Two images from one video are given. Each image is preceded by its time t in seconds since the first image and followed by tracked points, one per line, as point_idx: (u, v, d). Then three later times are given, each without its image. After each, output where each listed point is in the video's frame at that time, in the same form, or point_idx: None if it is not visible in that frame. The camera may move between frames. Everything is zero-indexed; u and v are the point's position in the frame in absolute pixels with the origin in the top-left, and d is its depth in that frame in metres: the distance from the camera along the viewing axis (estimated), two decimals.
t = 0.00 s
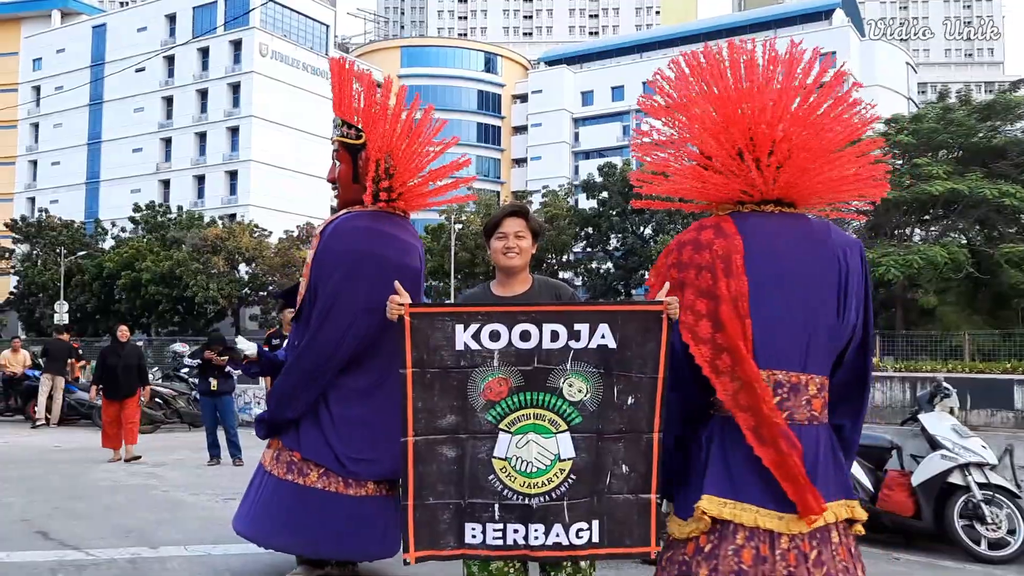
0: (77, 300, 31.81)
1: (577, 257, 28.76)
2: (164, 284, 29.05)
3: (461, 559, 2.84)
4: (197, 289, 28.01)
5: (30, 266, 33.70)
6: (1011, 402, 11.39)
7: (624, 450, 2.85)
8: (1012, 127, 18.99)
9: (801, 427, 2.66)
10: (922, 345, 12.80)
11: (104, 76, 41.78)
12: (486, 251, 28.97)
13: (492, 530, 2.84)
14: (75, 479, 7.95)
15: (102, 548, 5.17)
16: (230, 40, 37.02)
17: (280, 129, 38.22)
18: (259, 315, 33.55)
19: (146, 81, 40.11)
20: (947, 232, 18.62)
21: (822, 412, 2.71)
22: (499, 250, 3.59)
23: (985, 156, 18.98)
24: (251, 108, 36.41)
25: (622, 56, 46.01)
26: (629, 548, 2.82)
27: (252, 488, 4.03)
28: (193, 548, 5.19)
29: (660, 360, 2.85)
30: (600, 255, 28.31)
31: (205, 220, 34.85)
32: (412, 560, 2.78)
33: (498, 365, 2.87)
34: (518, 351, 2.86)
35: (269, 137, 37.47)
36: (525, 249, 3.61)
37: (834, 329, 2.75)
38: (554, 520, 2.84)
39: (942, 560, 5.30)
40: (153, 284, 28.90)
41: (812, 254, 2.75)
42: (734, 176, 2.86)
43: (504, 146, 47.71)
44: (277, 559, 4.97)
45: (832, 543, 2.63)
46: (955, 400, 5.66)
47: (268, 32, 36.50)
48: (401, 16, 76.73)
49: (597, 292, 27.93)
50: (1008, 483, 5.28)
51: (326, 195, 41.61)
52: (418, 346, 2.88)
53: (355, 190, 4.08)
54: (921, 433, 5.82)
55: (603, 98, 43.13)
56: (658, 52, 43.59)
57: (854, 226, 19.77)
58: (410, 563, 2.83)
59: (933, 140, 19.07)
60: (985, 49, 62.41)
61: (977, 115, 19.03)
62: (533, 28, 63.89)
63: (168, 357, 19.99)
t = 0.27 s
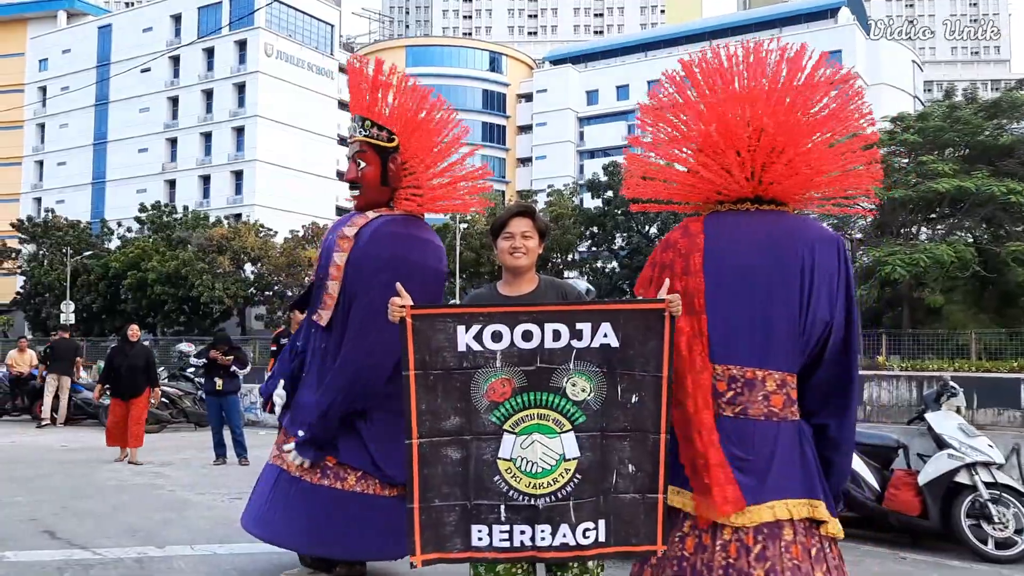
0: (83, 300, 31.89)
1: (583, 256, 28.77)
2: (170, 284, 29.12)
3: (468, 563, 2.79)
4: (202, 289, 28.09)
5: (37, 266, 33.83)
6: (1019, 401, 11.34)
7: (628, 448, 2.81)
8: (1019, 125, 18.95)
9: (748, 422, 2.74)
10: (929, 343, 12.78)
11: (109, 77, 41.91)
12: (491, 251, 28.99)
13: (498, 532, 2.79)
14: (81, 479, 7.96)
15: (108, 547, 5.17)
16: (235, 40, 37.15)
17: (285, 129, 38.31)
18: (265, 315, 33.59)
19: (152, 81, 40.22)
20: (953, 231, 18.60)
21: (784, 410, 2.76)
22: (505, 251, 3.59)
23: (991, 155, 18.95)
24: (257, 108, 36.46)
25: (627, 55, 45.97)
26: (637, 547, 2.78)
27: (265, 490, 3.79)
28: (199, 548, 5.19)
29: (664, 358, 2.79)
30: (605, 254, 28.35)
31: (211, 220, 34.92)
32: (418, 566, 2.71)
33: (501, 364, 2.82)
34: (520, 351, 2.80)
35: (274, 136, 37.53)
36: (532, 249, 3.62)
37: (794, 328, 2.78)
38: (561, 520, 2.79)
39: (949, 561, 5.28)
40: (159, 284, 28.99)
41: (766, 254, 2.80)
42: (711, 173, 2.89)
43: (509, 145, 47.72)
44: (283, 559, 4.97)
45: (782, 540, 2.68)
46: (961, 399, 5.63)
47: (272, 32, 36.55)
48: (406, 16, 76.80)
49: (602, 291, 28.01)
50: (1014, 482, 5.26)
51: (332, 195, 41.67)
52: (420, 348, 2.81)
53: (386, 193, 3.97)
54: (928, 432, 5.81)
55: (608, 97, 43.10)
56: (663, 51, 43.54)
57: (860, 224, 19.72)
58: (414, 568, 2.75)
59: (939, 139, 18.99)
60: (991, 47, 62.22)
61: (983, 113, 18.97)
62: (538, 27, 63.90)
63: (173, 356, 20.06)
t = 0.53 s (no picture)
0: (88, 300, 31.94)
1: (587, 255, 28.76)
2: (175, 284, 29.16)
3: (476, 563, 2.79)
4: (207, 289, 28.13)
5: (42, 266, 33.90)
6: None
7: (633, 446, 2.82)
8: None
9: (705, 415, 2.92)
10: (935, 342, 12.76)
11: (114, 77, 41.97)
12: (495, 250, 28.99)
13: (505, 532, 2.78)
14: (87, 478, 7.98)
15: (115, 547, 5.18)
16: (240, 39, 37.16)
17: (289, 129, 38.34)
18: (269, 315, 33.64)
19: (156, 82, 40.27)
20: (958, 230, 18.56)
21: (746, 402, 2.88)
22: (511, 250, 3.59)
23: (997, 153, 18.89)
24: (261, 108, 36.49)
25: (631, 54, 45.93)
26: (644, 542, 2.78)
27: (270, 497, 3.71)
28: (205, 547, 5.19)
29: (667, 354, 2.82)
30: (610, 253, 28.42)
31: (216, 220, 34.95)
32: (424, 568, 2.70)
33: (504, 365, 2.82)
34: (523, 351, 2.81)
35: (278, 136, 37.52)
36: (537, 247, 3.61)
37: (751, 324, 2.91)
38: (568, 520, 2.78)
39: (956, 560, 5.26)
40: (163, 284, 29.02)
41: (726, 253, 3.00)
42: (678, 182, 3.17)
43: (513, 144, 47.71)
44: (289, 559, 4.97)
45: (731, 531, 2.79)
46: (967, 398, 5.68)
47: (277, 32, 36.58)
48: (410, 15, 76.84)
49: (606, 291, 28.04)
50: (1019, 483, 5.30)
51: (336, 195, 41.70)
52: (424, 349, 2.82)
53: (410, 197, 4.03)
54: (933, 432, 5.80)
55: (612, 96, 43.08)
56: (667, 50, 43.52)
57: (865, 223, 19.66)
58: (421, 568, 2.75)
59: (944, 137, 18.93)
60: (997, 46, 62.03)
61: (988, 112, 18.93)
62: (542, 27, 63.89)
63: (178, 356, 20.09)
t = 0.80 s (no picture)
0: (93, 300, 32.00)
1: (591, 254, 28.76)
2: (179, 284, 29.21)
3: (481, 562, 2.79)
4: (212, 289, 28.20)
5: (47, 266, 33.98)
6: None
7: (636, 443, 2.84)
8: None
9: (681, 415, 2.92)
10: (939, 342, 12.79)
11: (118, 78, 42.04)
12: (499, 250, 28.99)
13: (509, 531, 2.79)
14: (93, 477, 8.00)
15: (120, 546, 5.19)
16: (243, 39, 37.10)
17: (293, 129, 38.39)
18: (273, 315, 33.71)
19: (160, 82, 40.31)
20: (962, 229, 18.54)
21: (700, 395, 2.88)
22: (515, 250, 3.60)
23: (1001, 152, 18.87)
24: (265, 108, 36.51)
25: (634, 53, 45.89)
26: (649, 540, 2.79)
27: (266, 499, 3.59)
28: (210, 547, 5.21)
29: (668, 354, 2.83)
30: (613, 253, 28.50)
31: (220, 220, 35.00)
32: (431, 568, 2.70)
33: (507, 364, 2.83)
34: (526, 350, 2.82)
35: (282, 136, 37.55)
36: (541, 246, 3.61)
37: (714, 317, 2.86)
38: (572, 517, 2.80)
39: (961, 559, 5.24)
40: (168, 284, 29.07)
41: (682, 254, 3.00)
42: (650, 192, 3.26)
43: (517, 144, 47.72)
44: (294, 557, 4.99)
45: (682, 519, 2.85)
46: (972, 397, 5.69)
47: (280, 32, 36.57)
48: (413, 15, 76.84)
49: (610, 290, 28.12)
50: None
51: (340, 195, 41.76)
52: (426, 351, 2.84)
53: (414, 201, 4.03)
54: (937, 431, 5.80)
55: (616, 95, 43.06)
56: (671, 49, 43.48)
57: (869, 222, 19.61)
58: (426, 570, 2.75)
59: (948, 136, 18.91)
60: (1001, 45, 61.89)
61: (992, 111, 18.91)
62: (545, 26, 63.87)
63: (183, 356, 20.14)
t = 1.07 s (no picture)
0: (97, 299, 32.06)
1: (594, 253, 28.75)
2: (182, 283, 29.23)
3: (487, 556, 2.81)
4: (215, 288, 28.24)
5: (51, 265, 34.01)
6: None
7: (640, 439, 2.82)
8: None
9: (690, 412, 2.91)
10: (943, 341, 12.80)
11: (122, 77, 42.05)
12: (502, 248, 28.96)
13: (514, 525, 2.81)
14: (98, 477, 8.00)
15: (126, 544, 5.20)
16: (246, 39, 37.02)
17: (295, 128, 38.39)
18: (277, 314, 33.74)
19: (163, 82, 40.34)
20: (967, 227, 18.53)
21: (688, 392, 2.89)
22: (519, 247, 3.58)
23: (1005, 150, 18.84)
24: (268, 108, 36.48)
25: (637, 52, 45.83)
26: (650, 532, 2.77)
27: (267, 501, 3.61)
28: (216, 545, 5.21)
29: (674, 351, 2.80)
30: (617, 252, 28.53)
31: (224, 219, 35.01)
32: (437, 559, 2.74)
33: (512, 361, 2.84)
34: (531, 347, 2.82)
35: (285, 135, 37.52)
36: (546, 244, 3.59)
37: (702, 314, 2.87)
38: (576, 514, 2.80)
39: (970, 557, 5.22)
40: (171, 283, 29.08)
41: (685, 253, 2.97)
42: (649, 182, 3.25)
43: (520, 143, 47.73)
44: (300, 556, 4.99)
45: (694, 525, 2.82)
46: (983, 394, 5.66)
47: (283, 32, 36.53)
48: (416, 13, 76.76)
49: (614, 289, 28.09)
50: None
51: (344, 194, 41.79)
52: (432, 349, 2.84)
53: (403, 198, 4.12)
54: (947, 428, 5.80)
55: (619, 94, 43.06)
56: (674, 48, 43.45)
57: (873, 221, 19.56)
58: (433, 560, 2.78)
59: (953, 135, 18.87)
60: (1005, 43, 61.69)
61: (997, 109, 18.87)
62: (549, 25, 63.84)
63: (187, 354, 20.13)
